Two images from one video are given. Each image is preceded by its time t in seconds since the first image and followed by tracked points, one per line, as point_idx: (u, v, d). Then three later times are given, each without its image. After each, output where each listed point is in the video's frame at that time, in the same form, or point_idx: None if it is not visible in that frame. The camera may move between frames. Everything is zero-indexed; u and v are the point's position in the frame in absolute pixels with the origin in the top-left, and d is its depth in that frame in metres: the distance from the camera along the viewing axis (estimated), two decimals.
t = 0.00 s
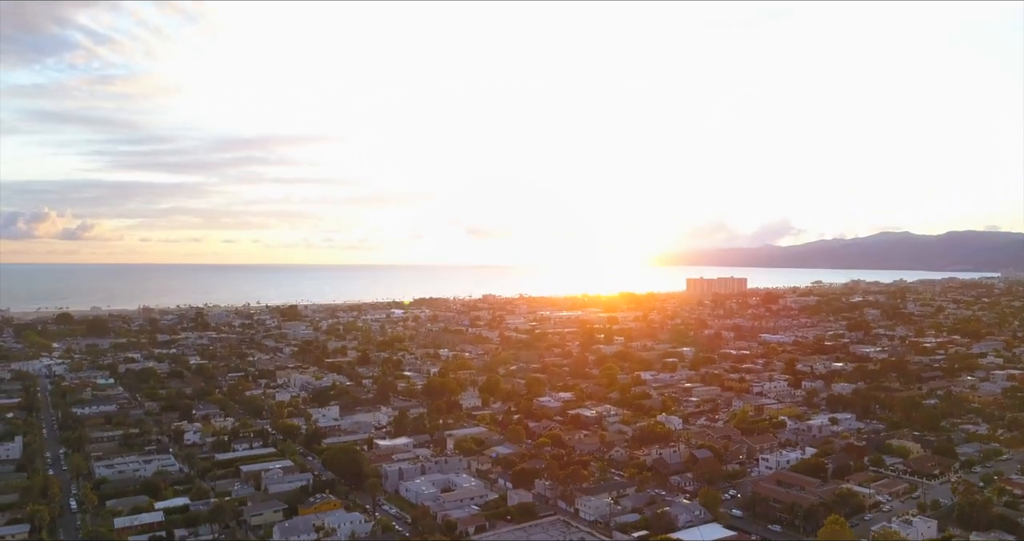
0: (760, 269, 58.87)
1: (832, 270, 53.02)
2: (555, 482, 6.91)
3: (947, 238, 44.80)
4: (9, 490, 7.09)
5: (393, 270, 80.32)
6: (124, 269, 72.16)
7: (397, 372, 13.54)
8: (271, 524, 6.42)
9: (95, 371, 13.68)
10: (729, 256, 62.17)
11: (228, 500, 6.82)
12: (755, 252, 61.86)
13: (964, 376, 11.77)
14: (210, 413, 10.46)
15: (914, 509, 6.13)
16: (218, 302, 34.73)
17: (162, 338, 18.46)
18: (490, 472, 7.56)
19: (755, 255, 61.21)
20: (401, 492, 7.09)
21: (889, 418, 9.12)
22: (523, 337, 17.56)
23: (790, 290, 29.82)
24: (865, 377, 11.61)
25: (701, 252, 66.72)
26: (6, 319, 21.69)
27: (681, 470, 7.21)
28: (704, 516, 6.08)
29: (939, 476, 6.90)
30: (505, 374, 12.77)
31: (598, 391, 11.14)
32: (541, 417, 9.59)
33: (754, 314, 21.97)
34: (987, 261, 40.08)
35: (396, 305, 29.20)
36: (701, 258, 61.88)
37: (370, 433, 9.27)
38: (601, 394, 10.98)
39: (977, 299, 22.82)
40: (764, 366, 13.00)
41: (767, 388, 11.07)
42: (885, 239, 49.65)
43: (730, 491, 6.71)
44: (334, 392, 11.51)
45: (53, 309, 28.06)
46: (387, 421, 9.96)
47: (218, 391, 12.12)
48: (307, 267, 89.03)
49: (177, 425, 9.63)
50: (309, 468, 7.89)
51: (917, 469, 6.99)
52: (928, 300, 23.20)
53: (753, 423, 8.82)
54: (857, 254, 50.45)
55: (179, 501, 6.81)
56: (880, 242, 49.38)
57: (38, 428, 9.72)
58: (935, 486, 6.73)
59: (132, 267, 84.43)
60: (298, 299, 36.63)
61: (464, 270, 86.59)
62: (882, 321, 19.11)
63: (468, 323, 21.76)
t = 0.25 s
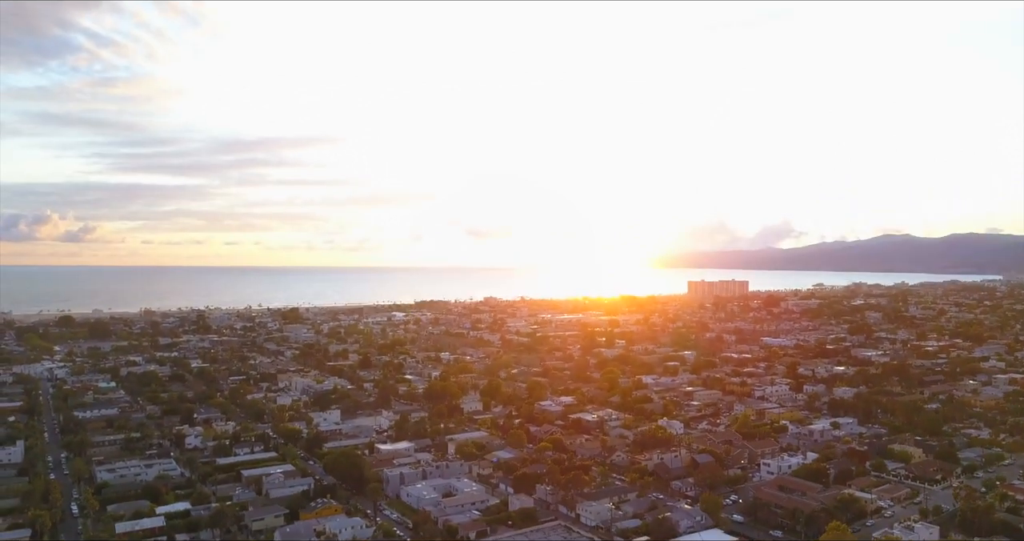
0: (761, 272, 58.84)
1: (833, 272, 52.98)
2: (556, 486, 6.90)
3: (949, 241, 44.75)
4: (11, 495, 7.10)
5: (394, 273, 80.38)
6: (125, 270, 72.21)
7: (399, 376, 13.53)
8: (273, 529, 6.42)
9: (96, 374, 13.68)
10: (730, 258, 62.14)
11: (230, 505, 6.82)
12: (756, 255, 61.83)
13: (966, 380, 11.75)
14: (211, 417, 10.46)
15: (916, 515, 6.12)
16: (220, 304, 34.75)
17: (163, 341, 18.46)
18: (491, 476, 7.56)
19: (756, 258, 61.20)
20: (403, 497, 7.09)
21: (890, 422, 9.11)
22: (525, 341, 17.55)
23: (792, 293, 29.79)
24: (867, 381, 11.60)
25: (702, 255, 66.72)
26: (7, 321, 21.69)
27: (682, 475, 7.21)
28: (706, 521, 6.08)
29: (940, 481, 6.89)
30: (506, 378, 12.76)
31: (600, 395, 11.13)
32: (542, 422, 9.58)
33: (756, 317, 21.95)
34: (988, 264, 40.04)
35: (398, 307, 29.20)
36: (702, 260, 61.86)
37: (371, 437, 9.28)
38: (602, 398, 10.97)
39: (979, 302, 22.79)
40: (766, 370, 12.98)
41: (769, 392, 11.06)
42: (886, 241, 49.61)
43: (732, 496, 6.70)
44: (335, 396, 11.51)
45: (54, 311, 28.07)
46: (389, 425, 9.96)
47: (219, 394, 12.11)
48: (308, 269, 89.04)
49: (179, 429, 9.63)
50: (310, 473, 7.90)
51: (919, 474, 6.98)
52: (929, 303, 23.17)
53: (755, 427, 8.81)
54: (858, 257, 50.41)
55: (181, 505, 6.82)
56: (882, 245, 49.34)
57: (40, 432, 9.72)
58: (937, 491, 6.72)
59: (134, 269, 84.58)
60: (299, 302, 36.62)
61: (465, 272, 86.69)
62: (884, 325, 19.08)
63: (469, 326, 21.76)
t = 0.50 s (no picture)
0: (762, 275, 58.80)
1: (835, 275, 52.94)
2: (558, 491, 6.90)
3: (950, 244, 44.71)
4: (13, 499, 7.10)
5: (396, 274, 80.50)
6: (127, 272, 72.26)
7: (400, 379, 13.53)
8: (274, 534, 6.42)
9: (98, 377, 13.68)
10: (731, 260, 62.13)
11: (231, 509, 6.82)
12: (758, 257, 61.80)
13: (967, 383, 11.74)
14: (213, 421, 10.46)
15: (918, 520, 6.11)
16: (221, 306, 34.79)
17: (165, 344, 18.47)
18: (492, 481, 7.55)
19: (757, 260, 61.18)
20: (404, 502, 7.09)
21: (892, 426, 9.10)
22: (526, 344, 17.54)
23: (793, 296, 29.73)
24: (868, 384, 11.59)
25: (703, 257, 66.71)
26: (9, 324, 21.69)
27: (684, 480, 7.20)
28: (707, 526, 6.07)
29: (942, 486, 6.88)
30: (507, 381, 12.75)
31: (601, 398, 11.12)
32: (544, 425, 9.57)
33: (757, 320, 21.93)
34: (990, 266, 39.99)
35: (399, 310, 29.20)
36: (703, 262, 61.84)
37: (372, 441, 9.27)
38: (604, 401, 10.96)
39: (981, 305, 22.76)
40: (767, 373, 12.97)
41: (771, 395, 11.06)
42: (887, 243, 49.58)
43: (733, 501, 6.70)
44: (336, 399, 11.50)
45: (56, 313, 28.11)
46: (390, 429, 9.96)
47: (221, 397, 12.12)
48: (310, 271, 89.05)
49: (180, 432, 9.63)
50: (312, 477, 7.90)
51: (921, 478, 6.97)
52: (931, 305, 23.14)
53: (756, 431, 8.81)
54: (860, 259, 50.37)
55: (182, 510, 6.82)
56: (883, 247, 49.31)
57: (41, 436, 9.72)
58: (940, 496, 6.71)
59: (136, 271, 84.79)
60: (300, 304, 36.65)
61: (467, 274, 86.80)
62: (885, 328, 19.06)
63: (471, 329, 21.75)
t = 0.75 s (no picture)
0: (763, 276, 58.76)
1: (836, 276, 52.90)
2: (559, 495, 6.89)
3: (952, 245, 44.66)
4: (15, 502, 7.11)
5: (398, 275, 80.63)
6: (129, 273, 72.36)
7: (401, 381, 13.54)
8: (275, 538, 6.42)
9: (100, 379, 13.69)
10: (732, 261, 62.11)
11: (233, 513, 6.82)
12: (759, 259, 61.76)
13: (969, 386, 11.72)
14: (214, 423, 10.46)
15: (919, 524, 6.11)
16: (223, 307, 34.84)
17: (166, 346, 18.49)
18: (493, 484, 7.55)
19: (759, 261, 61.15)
20: (405, 505, 7.09)
21: (893, 430, 9.09)
22: (527, 346, 17.53)
23: (795, 297, 29.72)
24: (870, 387, 11.57)
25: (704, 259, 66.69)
26: (11, 325, 21.73)
27: (685, 483, 7.20)
28: (708, 530, 6.07)
29: (944, 490, 6.87)
30: (509, 384, 12.75)
31: (602, 401, 11.12)
32: (545, 428, 9.57)
33: (759, 322, 21.92)
34: (992, 268, 39.94)
35: (400, 311, 29.20)
36: (704, 263, 61.83)
37: (374, 444, 9.28)
38: (605, 404, 10.96)
39: (983, 307, 22.72)
40: (769, 376, 12.96)
41: (772, 398, 11.05)
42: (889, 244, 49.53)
43: (735, 505, 6.69)
44: (338, 402, 11.51)
45: (58, 314, 28.15)
46: (391, 431, 9.96)
47: (222, 400, 12.12)
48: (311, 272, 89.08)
49: (182, 435, 9.64)
50: (313, 480, 7.90)
51: (923, 482, 6.96)
52: (932, 307, 23.10)
53: (758, 434, 8.80)
54: (861, 261, 50.34)
55: (184, 513, 6.82)
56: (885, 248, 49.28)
57: (43, 438, 9.73)
58: (941, 500, 6.70)
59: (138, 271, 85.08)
60: (302, 305, 36.69)
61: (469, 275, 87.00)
62: (887, 330, 19.05)
63: (472, 330, 21.75)
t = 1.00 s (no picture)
0: (765, 277, 58.73)
1: (838, 277, 52.88)
2: (560, 499, 6.88)
3: (954, 246, 44.61)
4: (17, 506, 7.11)
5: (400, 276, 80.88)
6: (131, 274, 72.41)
7: (403, 384, 13.53)
8: None
9: (101, 381, 13.70)
10: (734, 263, 62.11)
11: (234, 516, 6.82)
12: (760, 259, 61.74)
13: (971, 389, 11.70)
14: (215, 426, 10.47)
15: (921, 528, 6.10)
16: (225, 308, 34.91)
17: (168, 348, 18.50)
18: (495, 487, 7.55)
19: (760, 261, 61.08)
20: (407, 509, 7.09)
21: (896, 433, 9.08)
22: (528, 348, 17.53)
23: (796, 298, 29.71)
24: (872, 390, 11.56)
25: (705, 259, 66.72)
26: (13, 327, 21.74)
27: (687, 487, 7.19)
28: (709, 535, 6.06)
29: (946, 493, 6.87)
30: (510, 386, 12.74)
31: (604, 404, 11.10)
32: (546, 431, 9.57)
33: (760, 323, 21.90)
34: (993, 269, 39.89)
35: (402, 313, 29.21)
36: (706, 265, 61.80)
37: (375, 447, 9.28)
38: (606, 406, 10.95)
39: (985, 308, 22.68)
40: (770, 378, 12.94)
41: (774, 401, 11.04)
42: (891, 245, 49.48)
43: (736, 509, 6.67)
44: (339, 404, 11.50)
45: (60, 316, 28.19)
46: (392, 434, 9.96)
47: (224, 402, 12.12)
48: (313, 273, 89.12)
49: (183, 438, 9.64)
50: (314, 484, 7.89)
51: (925, 486, 6.95)
52: (934, 309, 23.06)
53: (759, 437, 8.79)
54: (863, 262, 50.31)
55: (185, 517, 6.82)
56: (886, 249, 49.22)
57: (45, 441, 9.74)
58: (943, 504, 6.69)
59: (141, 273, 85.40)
60: (304, 306, 36.77)
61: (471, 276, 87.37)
62: (889, 331, 19.01)
63: (473, 332, 21.74)
